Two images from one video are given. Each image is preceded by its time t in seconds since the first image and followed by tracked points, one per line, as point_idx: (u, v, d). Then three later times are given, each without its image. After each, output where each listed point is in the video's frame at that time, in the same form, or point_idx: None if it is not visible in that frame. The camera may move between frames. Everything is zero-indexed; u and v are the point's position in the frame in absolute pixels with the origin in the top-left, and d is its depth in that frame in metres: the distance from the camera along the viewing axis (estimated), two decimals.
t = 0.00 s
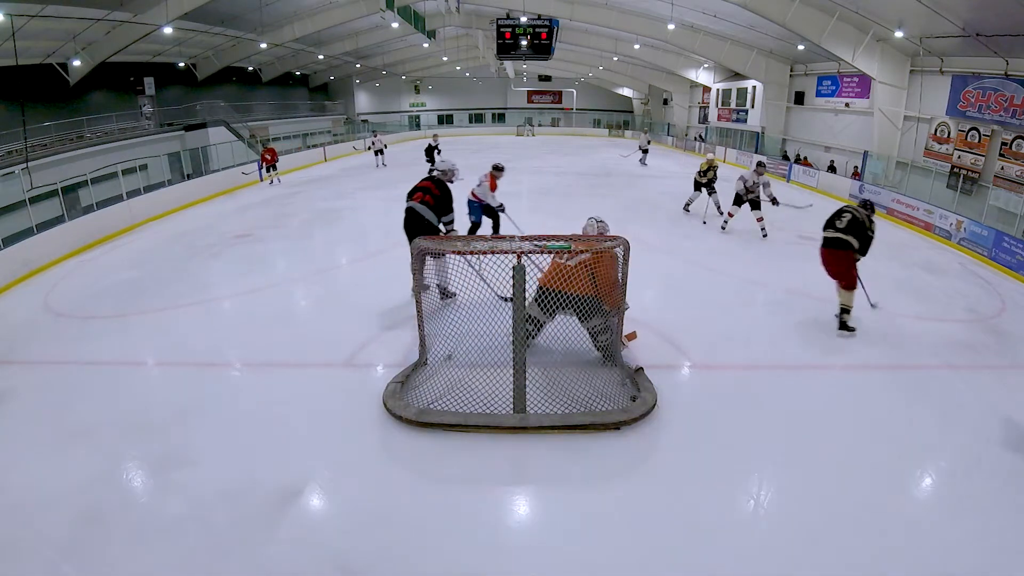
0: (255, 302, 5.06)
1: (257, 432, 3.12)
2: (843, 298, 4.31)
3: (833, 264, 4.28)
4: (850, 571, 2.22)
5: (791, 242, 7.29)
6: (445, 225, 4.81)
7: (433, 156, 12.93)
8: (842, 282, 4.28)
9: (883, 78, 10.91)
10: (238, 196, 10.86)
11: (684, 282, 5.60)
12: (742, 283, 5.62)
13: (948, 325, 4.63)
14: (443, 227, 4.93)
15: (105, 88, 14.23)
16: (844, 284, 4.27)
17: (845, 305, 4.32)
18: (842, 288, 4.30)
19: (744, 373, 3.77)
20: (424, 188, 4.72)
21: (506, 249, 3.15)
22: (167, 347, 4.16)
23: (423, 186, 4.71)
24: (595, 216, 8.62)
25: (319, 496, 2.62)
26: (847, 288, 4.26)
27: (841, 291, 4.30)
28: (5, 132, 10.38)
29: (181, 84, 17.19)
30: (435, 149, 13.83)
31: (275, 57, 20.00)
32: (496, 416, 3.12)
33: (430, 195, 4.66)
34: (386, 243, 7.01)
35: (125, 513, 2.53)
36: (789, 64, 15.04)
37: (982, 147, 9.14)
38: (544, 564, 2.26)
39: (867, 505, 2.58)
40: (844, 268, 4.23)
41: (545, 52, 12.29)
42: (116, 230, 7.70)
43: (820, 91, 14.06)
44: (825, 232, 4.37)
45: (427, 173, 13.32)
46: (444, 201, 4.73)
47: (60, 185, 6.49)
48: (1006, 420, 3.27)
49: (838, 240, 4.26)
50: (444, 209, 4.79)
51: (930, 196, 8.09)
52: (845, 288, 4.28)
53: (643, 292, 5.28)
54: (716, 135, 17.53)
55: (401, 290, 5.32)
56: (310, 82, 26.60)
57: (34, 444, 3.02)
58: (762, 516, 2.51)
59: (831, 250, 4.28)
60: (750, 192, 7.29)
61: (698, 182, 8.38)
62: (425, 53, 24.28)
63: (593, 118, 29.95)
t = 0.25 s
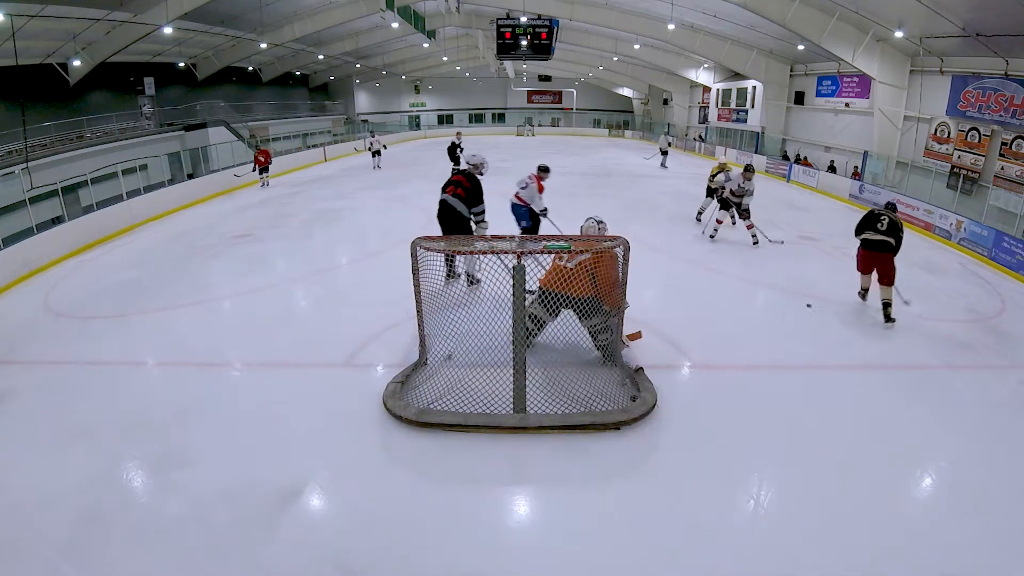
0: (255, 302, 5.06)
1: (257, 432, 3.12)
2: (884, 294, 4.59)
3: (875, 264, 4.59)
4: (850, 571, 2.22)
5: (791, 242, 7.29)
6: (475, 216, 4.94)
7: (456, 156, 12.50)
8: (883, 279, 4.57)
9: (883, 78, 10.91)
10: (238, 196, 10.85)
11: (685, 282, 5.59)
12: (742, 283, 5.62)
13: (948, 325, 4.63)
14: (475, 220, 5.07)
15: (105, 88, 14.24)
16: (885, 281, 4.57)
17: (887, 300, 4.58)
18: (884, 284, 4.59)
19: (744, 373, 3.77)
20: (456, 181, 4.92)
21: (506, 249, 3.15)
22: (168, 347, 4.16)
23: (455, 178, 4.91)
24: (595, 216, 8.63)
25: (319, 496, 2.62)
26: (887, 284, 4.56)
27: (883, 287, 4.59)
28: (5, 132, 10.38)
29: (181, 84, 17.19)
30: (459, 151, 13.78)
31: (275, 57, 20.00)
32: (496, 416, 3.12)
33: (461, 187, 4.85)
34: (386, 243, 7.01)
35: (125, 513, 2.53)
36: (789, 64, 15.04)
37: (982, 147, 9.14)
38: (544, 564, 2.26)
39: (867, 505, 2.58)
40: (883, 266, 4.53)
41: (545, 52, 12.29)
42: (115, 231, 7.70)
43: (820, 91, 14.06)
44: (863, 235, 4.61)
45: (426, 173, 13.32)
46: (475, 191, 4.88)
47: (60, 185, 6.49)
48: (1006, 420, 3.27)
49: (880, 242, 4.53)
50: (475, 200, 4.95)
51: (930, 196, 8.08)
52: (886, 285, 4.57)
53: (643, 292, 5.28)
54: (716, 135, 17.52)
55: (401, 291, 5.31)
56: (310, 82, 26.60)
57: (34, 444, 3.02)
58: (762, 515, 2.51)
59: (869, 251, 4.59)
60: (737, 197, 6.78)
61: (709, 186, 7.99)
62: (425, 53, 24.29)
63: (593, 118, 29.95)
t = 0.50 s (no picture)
0: (255, 302, 5.06)
1: (257, 432, 3.11)
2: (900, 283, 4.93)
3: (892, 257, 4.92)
4: (850, 571, 2.22)
5: (790, 242, 7.29)
6: (499, 211, 5.15)
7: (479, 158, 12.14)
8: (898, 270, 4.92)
9: (883, 79, 10.91)
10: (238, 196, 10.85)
11: (685, 282, 5.59)
12: (741, 283, 5.61)
13: (948, 325, 4.63)
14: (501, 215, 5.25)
15: (105, 88, 14.24)
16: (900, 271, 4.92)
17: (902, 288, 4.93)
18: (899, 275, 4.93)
19: (744, 373, 3.77)
20: (486, 178, 5.22)
21: (506, 249, 3.15)
22: (168, 347, 4.16)
23: (485, 175, 5.21)
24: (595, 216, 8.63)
25: (319, 496, 2.62)
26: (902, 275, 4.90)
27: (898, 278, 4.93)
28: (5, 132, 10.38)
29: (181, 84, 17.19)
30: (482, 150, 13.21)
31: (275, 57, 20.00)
32: (496, 416, 3.12)
33: (488, 184, 5.13)
34: (386, 243, 7.01)
35: (125, 513, 2.52)
36: (789, 64, 15.03)
37: (982, 147, 9.14)
38: (545, 564, 2.25)
39: (867, 505, 2.58)
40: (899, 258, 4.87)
41: (545, 52, 12.29)
42: (115, 231, 7.70)
43: (820, 91, 14.06)
44: (881, 231, 4.92)
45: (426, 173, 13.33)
46: (500, 187, 5.12)
47: (60, 185, 6.48)
48: (1005, 420, 3.27)
49: (897, 236, 4.89)
50: (501, 195, 5.16)
51: (930, 196, 8.08)
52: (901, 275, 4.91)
53: (643, 292, 5.28)
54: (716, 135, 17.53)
55: (401, 291, 5.31)
56: (310, 82, 26.60)
57: (34, 444, 3.02)
58: (762, 515, 2.51)
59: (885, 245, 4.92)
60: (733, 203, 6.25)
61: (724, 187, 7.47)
62: (425, 53, 24.29)
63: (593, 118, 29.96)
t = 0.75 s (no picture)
0: (255, 302, 5.06)
1: (257, 432, 3.11)
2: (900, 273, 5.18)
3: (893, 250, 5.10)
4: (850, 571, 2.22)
5: (790, 242, 7.29)
6: (527, 210, 5.25)
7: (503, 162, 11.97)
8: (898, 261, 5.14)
9: (883, 78, 10.91)
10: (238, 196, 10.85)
11: (685, 282, 5.59)
12: (741, 283, 5.61)
13: (948, 325, 4.63)
14: (529, 215, 5.31)
15: (105, 88, 14.24)
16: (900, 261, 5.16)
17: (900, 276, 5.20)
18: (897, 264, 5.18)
19: (745, 373, 3.77)
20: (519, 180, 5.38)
21: (507, 249, 3.14)
22: (168, 347, 4.17)
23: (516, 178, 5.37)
24: (595, 216, 8.63)
25: (319, 496, 2.62)
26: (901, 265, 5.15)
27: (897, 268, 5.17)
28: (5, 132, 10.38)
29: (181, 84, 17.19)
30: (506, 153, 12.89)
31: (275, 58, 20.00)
32: (496, 416, 3.12)
33: (517, 186, 5.30)
34: (386, 243, 7.01)
35: (125, 513, 2.52)
36: (789, 64, 15.03)
37: (982, 147, 9.14)
38: (545, 565, 2.25)
39: (867, 505, 2.58)
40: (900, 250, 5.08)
41: (545, 52, 12.29)
42: (115, 231, 7.70)
43: (820, 91, 14.06)
44: (885, 225, 5.05)
45: (426, 173, 13.33)
46: (528, 185, 5.24)
47: (60, 185, 6.49)
48: (1005, 420, 3.27)
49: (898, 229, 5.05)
50: (527, 194, 5.24)
51: (930, 196, 8.08)
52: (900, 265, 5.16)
53: (643, 292, 5.28)
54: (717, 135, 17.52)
55: (401, 291, 5.31)
56: (310, 82, 26.59)
57: (34, 444, 3.02)
58: (762, 516, 2.51)
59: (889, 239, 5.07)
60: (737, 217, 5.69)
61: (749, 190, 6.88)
62: (425, 53, 24.29)
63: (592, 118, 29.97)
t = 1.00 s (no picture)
0: (255, 302, 5.05)
1: (257, 432, 3.11)
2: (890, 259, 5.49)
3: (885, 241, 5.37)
4: (850, 571, 2.22)
5: (790, 241, 7.29)
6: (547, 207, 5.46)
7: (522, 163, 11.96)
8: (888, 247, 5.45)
9: (883, 78, 10.91)
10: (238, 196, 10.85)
11: (685, 282, 5.59)
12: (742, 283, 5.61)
13: (948, 325, 4.63)
14: (550, 211, 5.50)
15: (105, 88, 14.24)
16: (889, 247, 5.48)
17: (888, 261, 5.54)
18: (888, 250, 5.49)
19: (745, 373, 3.77)
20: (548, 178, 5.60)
21: (507, 249, 3.14)
22: (168, 347, 4.17)
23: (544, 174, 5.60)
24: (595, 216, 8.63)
25: (319, 496, 2.62)
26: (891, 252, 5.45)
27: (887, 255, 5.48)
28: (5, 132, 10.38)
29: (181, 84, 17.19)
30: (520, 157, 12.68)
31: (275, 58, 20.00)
32: (496, 416, 3.12)
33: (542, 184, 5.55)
34: (386, 243, 7.01)
35: (124, 513, 2.52)
36: (789, 63, 15.03)
37: (982, 147, 9.14)
38: (545, 565, 2.25)
39: (866, 504, 2.58)
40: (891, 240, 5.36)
41: (545, 52, 12.29)
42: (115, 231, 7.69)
43: (820, 91, 14.06)
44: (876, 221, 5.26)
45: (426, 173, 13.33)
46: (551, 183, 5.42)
47: (60, 185, 6.48)
48: (1005, 419, 3.27)
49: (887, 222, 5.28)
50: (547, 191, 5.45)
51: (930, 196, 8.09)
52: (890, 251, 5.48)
53: (643, 292, 5.28)
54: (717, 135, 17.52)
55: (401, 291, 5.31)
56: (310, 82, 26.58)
57: (34, 444, 3.02)
58: (762, 516, 2.51)
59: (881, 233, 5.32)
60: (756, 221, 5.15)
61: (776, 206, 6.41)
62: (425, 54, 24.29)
63: (593, 118, 29.97)
